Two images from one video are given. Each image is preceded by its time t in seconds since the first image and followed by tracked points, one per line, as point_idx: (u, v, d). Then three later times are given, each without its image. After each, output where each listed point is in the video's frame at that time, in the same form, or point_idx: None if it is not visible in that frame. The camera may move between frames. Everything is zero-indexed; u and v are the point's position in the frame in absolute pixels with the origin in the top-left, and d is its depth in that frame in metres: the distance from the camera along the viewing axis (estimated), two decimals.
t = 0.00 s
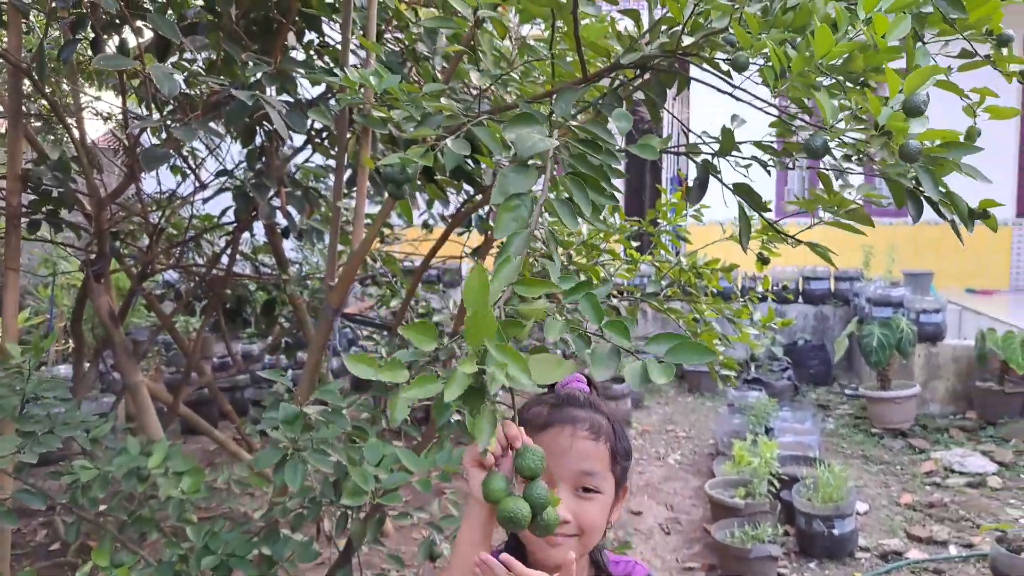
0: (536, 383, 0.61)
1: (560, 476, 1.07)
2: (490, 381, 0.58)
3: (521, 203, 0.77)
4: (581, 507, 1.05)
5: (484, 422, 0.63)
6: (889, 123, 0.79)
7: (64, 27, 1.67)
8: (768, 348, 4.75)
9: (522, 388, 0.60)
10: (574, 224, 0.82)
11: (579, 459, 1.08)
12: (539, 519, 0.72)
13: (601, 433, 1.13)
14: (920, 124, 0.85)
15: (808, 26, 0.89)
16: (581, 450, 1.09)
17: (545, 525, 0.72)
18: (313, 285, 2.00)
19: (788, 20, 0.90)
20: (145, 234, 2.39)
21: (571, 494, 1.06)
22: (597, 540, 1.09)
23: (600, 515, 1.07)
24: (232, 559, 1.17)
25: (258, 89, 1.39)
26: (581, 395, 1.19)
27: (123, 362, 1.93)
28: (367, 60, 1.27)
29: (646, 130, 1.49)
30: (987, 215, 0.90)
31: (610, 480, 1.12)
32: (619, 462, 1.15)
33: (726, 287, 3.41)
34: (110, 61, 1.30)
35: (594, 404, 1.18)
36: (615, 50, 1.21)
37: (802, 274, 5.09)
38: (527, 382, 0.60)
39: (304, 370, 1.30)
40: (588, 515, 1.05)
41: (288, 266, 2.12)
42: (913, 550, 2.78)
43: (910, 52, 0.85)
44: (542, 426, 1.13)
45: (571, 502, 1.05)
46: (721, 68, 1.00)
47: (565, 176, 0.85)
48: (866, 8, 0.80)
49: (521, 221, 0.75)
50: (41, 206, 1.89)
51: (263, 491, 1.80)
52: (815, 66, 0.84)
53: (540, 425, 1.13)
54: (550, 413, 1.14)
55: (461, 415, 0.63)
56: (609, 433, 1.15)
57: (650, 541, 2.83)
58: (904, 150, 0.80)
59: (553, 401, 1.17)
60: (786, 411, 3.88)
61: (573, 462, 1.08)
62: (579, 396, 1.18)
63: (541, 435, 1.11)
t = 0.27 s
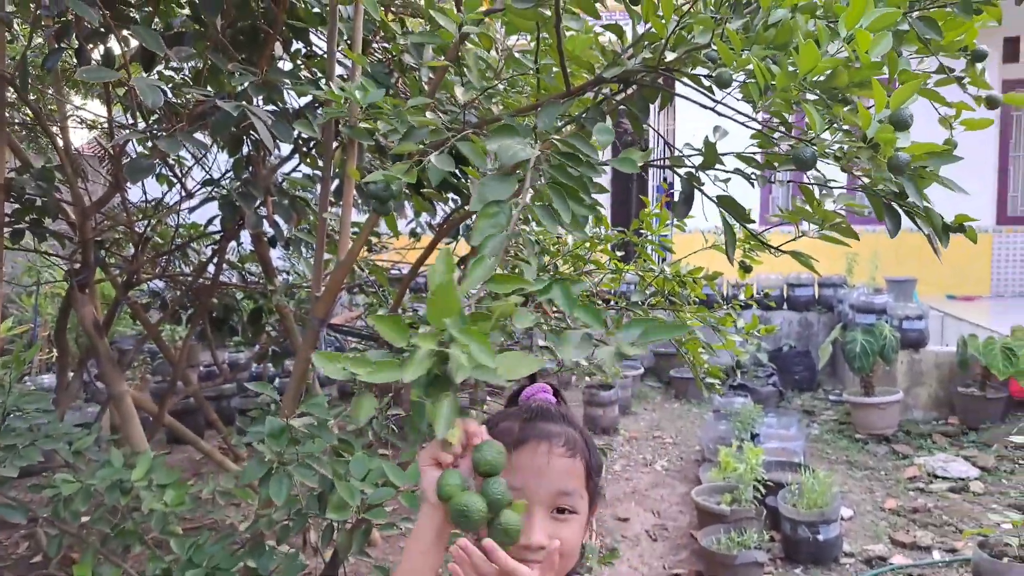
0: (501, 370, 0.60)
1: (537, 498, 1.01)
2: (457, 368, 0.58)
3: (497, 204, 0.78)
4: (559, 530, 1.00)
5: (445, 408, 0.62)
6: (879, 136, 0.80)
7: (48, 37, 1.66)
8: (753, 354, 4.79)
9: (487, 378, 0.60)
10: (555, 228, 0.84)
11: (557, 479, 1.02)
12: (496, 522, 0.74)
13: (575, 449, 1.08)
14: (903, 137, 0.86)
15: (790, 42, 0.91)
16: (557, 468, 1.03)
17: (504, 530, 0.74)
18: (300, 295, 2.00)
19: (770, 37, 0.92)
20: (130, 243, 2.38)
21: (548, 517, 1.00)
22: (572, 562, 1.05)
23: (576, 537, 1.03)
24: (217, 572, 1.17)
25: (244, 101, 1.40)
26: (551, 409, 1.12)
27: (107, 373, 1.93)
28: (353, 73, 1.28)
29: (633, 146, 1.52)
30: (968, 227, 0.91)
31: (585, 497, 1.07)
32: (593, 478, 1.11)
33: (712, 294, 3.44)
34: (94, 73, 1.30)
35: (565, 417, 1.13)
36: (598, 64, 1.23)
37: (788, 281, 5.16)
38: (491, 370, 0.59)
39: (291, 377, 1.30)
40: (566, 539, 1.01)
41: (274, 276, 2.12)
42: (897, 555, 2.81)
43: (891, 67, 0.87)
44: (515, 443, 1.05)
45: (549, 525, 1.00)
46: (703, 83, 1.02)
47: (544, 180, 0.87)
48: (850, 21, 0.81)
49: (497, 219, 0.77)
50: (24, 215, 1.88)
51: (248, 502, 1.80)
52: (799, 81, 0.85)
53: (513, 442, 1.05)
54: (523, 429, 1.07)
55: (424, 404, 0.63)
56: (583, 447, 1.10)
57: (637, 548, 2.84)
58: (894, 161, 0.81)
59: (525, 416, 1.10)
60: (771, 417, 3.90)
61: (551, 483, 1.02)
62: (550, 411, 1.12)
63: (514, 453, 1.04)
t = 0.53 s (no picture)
0: (406, 348, 0.62)
1: (477, 488, 1.00)
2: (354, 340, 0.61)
3: (447, 196, 0.84)
4: (502, 518, 1.00)
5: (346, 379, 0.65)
6: (848, 164, 0.83)
7: (36, 47, 1.66)
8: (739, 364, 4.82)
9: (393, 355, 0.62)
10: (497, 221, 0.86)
11: (497, 467, 1.02)
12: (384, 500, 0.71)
13: (515, 435, 1.08)
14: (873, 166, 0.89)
15: (769, 65, 0.93)
16: (496, 456, 1.03)
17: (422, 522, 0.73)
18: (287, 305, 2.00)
19: (749, 60, 0.94)
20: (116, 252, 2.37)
21: (492, 507, 1.00)
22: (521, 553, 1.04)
23: (522, 525, 1.02)
24: None
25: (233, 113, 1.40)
26: (486, 396, 1.12)
27: (91, 384, 1.91)
28: (342, 87, 1.29)
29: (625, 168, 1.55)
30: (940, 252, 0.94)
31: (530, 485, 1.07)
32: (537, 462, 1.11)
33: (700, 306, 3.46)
34: (82, 85, 1.31)
35: (503, 403, 1.12)
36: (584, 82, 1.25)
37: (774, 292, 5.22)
38: (396, 346, 0.61)
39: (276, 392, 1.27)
40: (511, 527, 1.01)
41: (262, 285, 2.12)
42: (881, 565, 2.83)
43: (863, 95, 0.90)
44: (449, 434, 1.04)
45: (492, 516, 1.00)
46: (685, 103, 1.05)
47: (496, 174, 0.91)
48: (827, 48, 0.85)
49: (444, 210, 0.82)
50: (8, 224, 1.87)
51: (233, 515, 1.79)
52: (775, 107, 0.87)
53: (449, 432, 1.05)
54: (458, 419, 1.06)
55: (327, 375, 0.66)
56: (523, 432, 1.10)
57: (623, 559, 2.85)
58: (863, 190, 0.83)
59: (459, 405, 1.09)
60: (757, 427, 3.93)
61: (492, 471, 1.01)
62: (485, 398, 1.12)
63: (449, 444, 1.03)
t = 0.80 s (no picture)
0: (415, 339, 0.68)
1: (483, 492, 1.00)
2: (370, 325, 0.65)
3: (444, 195, 0.87)
4: (508, 523, 1.00)
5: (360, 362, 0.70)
6: (807, 178, 0.82)
7: (27, 54, 1.66)
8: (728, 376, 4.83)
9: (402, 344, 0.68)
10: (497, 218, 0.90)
11: (502, 471, 1.02)
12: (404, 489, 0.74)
13: (526, 437, 1.07)
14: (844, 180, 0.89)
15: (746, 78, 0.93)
16: (501, 458, 1.03)
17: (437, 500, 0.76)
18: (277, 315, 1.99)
19: (726, 73, 0.95)
20: (104, 259, 2.36)
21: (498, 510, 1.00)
22: (529, 558, 1.04)
23: (529, 531, 1.02)
24: None
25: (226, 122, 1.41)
26: (497, 395, 1.12)
27: (77, 392, 1.90)
28: (335, 99, 1.29)
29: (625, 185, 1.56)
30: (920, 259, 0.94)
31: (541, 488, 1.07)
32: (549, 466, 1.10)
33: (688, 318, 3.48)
34: (74, 94, 1.31)
35: (516, 405, 1.13)
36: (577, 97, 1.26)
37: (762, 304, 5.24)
38: (407, 336, 0.68)
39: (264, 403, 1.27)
40: (517, 532, 1.01)
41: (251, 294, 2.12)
42: None
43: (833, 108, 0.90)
44: (458, 435, 1.05)
45: (496, 519, 1.00)
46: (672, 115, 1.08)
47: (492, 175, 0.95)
48: (795, 62, 0.88)
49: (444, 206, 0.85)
50: None
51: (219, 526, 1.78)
52: (745, 118, 0.88)
53: (458, 432, 1.06)
54: (467, 419, 1.07)
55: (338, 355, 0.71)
56: (533, 435, 1.09)
57: (611, 572, 2.84)
58: (823, 204, 0.83)
59: (469, 405, 1.10)
60: (745, 439, 3.94)
61: (499, 475, 1.02)
62: (497, 397, 1.12)
63: (457, 445, 1.04)
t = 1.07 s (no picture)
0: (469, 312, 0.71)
1: (529, 513, 1.01)
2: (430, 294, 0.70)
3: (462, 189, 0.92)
4: (550, 549, 1.00)
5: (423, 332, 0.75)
6: (835, 167, 0.86)
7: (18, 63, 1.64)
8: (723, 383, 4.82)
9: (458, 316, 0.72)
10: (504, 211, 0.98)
11: (549, 495, 1.02)
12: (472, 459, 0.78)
13: (579, 462, 1.07)
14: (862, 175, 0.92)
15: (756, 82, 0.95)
16: (552, 481, 1.04)
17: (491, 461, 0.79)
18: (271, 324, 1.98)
19: (734, 77, 0.96)
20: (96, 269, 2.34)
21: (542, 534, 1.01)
22: None
23: (570, 557, 1.02)
24: None
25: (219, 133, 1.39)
26: (554, 417, 1.13)
27: (69, 403, 1.88)
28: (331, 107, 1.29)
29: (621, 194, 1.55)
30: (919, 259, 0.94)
31: (588, 515, 1.06)
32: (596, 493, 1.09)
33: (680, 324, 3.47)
34: (64, 106, 1.29)
35: (572, 428, 1.13)
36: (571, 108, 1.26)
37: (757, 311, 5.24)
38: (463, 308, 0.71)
39: (259, 415, 1.25)
40: (558, 559, 1.00)
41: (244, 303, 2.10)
42: None
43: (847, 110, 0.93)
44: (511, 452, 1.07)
45: (539, 543, 1.00)
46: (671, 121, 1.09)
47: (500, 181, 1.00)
48: (807, 64, 0.87)
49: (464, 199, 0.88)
50: None
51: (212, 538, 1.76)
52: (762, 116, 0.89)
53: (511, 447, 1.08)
54: (521, 436, 1.09)
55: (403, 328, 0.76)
56: (587, 461, 1.10)
57: None
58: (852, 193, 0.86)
59: (525, 424, 1.12)
60: (741, 447, 3.93)
61: (546, 498, 1.02)
62: (554, 419, 1.13)
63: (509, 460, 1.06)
